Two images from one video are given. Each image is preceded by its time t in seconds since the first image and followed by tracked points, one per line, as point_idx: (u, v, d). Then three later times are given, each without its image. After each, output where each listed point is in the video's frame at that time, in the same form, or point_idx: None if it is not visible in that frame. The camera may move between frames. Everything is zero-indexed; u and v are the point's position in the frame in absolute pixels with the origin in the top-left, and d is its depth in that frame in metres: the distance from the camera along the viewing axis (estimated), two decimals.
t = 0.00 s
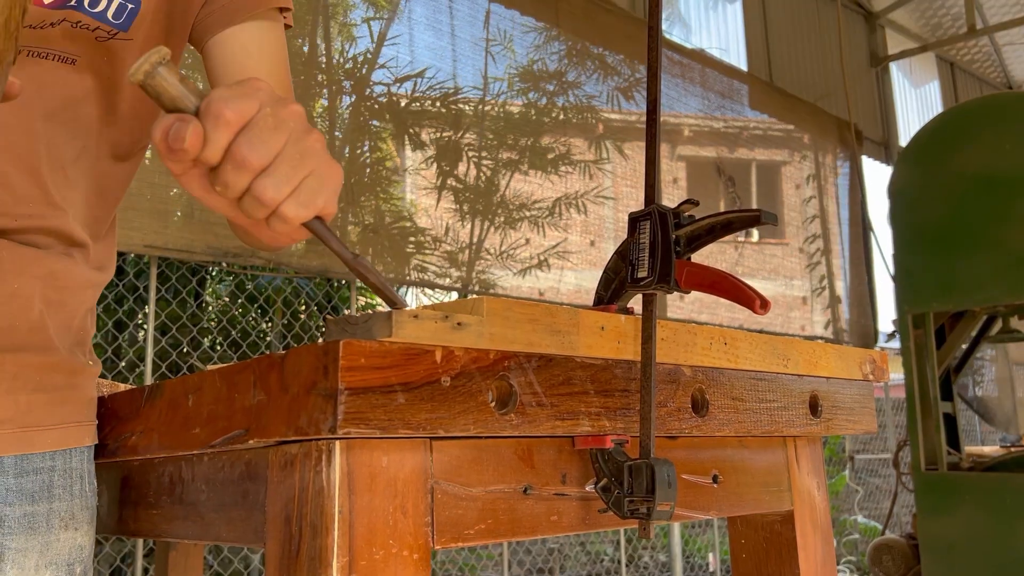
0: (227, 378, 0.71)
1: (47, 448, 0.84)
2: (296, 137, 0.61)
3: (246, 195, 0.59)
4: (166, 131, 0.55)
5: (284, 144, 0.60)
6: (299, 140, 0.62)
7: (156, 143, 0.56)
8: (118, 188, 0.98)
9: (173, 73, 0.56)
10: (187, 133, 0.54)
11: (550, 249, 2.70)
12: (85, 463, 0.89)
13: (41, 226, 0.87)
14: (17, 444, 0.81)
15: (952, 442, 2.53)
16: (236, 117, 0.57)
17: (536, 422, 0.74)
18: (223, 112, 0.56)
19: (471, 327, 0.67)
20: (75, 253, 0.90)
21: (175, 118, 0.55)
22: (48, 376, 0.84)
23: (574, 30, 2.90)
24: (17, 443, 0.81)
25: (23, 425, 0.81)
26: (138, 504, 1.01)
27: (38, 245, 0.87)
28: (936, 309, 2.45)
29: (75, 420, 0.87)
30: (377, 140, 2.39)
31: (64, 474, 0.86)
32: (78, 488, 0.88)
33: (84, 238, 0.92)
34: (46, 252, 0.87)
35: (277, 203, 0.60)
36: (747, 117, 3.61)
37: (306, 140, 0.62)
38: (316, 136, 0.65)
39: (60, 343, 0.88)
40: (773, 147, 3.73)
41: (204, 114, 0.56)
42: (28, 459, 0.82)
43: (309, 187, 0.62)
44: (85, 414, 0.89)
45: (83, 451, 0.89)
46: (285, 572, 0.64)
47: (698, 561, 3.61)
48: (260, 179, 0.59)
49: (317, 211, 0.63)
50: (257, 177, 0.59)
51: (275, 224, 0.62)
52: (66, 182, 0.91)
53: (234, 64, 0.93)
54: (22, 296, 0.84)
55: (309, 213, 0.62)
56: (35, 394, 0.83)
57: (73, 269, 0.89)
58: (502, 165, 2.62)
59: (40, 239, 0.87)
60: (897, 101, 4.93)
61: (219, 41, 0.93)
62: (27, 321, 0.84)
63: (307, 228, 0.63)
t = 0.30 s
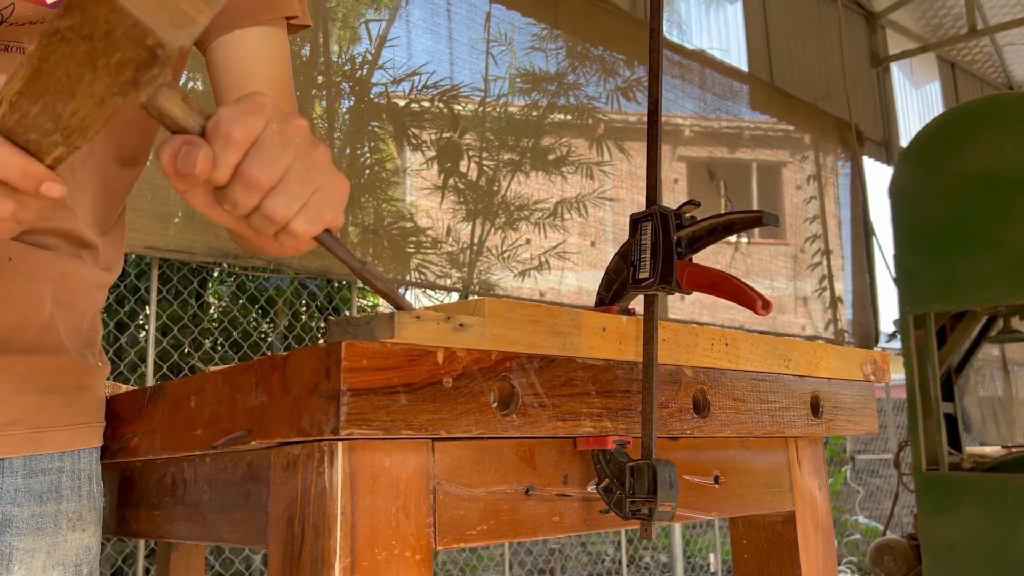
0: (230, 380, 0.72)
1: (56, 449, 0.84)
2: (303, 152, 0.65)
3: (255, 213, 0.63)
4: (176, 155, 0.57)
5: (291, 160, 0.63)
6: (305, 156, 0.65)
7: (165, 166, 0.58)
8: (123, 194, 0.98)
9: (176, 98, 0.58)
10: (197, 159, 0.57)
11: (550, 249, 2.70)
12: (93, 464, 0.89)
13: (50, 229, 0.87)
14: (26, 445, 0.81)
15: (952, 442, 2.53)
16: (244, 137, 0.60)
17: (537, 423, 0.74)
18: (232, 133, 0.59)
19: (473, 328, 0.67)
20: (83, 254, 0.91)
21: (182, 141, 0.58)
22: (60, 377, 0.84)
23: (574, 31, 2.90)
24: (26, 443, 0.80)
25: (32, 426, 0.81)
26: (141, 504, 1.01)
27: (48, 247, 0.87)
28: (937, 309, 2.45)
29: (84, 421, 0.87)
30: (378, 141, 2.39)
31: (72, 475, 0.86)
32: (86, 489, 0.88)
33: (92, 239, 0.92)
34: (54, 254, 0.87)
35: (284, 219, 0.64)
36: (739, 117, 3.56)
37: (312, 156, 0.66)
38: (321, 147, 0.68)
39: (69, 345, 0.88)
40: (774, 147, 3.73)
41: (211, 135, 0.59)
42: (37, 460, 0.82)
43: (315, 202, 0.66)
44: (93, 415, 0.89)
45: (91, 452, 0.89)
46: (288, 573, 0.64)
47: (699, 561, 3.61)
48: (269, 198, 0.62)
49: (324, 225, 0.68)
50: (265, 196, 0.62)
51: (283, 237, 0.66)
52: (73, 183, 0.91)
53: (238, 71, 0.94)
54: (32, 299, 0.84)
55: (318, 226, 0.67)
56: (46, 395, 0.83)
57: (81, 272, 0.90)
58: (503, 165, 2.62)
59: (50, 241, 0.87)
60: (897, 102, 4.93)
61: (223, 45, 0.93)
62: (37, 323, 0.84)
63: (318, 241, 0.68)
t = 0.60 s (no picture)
0: (232, 381, 0.72)
1: (48, 450, 0.84)
2: (315, 167, 0.65)
3: (272, 230, 0.63)
4: (191, 178, 0.58)
5: (305, 176, 0.63)
6: (318, 171, 0.65)
7: (180, 193, 0.59)
8: (116, 194, 0.99)
9: (186, 122, 0.59)
10: (214, 183, 0.57)
11: (551, 249, 2.69)
12: (85, 464, 0.89)
13: (44, 230, 0.87)
14: (18, 445, 0.81)
15: (954, 442, 2.53)
16: (258, 157, 0.60)
17: (539, 423, 0.74)
18: (246, 155, 0.60)
19: (474, 328, 0.67)
20: (76, 254, 0.91)
21: (197, 165, 0.58)
22: (51, 377, 0.85)
23: (574, 31, 2.90)
24: (17, 444, 0.81)
25: (24, 426, 0.81)
26: (142, 505, 1.01)
27: (39, 246, 0.87)
28: (939, 309, 2.44)
29: (77, 421, 0.88)
30: (379, 141, 2.39)
31: (64, 475, 0.86)
32: (79, 489, 0.88)
33: (85, 238, 0.92)
34: (45, 254, 0.87)
35: (301, 235, 0.64)
36: (740, 118, 3.55)
37: (325, 169, 0.66)
38: (332, 160, 0.68)
39: (60, 345, 0.88)
40: (775, 147, 3.73)
41: (225, 158, 0.60)
42: (28, 461, 0.82)
43: (330, 215, 0.66)
44: (86, 415, 0.89)
45: (85, 452, 0.89)
46: (290, 573, 0.64)
47: (701, 561, 3.61)
48: (285, 216, 0.62)
49: (341, 237, 0.68)
50: (281, 214, 0.62)
51: (301, 251, 0.67)
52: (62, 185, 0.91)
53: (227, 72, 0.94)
54: (21, 299, 0.84)
55: (336, 238, 0.67)
56: (38, 394, 0.83)
57: (74, 271, 0.90)
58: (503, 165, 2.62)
59: (41, 240, 0.88)
60: (899, 101, 4.93)
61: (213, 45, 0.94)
62: (28, 323, 0.84)
63: (334, 252, 0.68)
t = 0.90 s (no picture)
0: (232, 379, 0.72)
1: (38, 448, 0.84)
2: (368, 207, 0.64)
3: (335, 272, 0.62)
4: (261, 241, 0.56)
5: (360, 219, 0.62)
6: (370, 211, 0.64)
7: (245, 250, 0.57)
8: (109, 192, 0.99)
9: (248, 185, 0.57)
10: (285, 246, 0.56)
11: (552, 249, 2.69)
12: (77, 463, 0.89)
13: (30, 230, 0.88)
14: (8, 444, 0.81)
15: (956, 441, 2.53)
16: (318, 211, 0.59)
17: (540, 423, 0.74)
18: (308, 210, 0.59)
19: (474, 327, 0.67)
20: (66, 254, 0.91)
21: (265, 226, 0.57)
22: (41, 376, 0.85)
23: (574, 30, 2.89)
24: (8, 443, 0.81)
25: (13, 425, 0.82)
26: (143, 504, 1.01)
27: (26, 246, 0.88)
28: (940, 308, 2.44)
29: (66, 420, 0.87)
30: (380, 141, 2.39)
31: (55, 474, 0.86)
32: (71, 488, 0.88)
33: (77, 237, 0.92)
34: (34, 253, 0.87)
35: (363, 274, 0.63)
36: (742, 117, 3.55)
37: (375, 207, 0.65)
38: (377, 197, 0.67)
39: (52, 344, 0.88)
40: (776, 146, 3.72)
41: (289, 216, 0.58)
42: (18, 460, 0.82)
43: (386, 251, 0.65)
44: (79, 414, 0.90)
45: (76, 451, 0.89)
46: (290, 572, 0.64)
47: (702, 560, 3.60)
48: (348, 259, 0.61)
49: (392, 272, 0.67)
50: (343, 259, 0.61)
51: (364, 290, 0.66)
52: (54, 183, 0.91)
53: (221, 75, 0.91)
54: (8, 299, 0.84)
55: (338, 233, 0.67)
56: (28, 394, 0.83)
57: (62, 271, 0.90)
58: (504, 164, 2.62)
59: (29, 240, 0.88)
60: (901, 100, 4.92)
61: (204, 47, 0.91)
62: (16, 322, 0.85)
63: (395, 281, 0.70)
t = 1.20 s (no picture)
0: (234, 378, 0.71)
1: (46, 447, 0.84)
2: (270, 152, 0.63)
3: (223, 210, 0.61)
4: (147, 153, 0.57)
5: (259, 159, 0.62)
6: (272, 156, 0.64)
7: (137, 163, 0.58)
8: (108, 193, 0.98)
9: (150, 96, 0.58)
10: (166, 156, 0.56)
11: (553, 248, 2.69)
12: (83, 462, 0.89)
13: (36, 229, 0.87)
14: (16, 444, 0.81)
15: (959, 441, 2.53)
16: (211, 136, 0.58)
17: (541, 421, 0.74)
18: (197, 133, 0.58)
19: (477, 326, 0.67)
20: (72, 255, 0.91)
21: (154, 140, 0.58)
22: (49, 377, 0.85)
23: (575, 29, 2.89)
24: (14, 443, 0.81)
25: (21, 424, 0.81)
26: (145, 503, 1.01)
27: (35, 248, 0.87)
28: (943, 307, 2.44)
29: (74, 420, 0.87)
30: (382, 140, 2.39)
31: (62, 473, 0.86)
32: (77, 486, 0.88)
33: (80, 238, 0.92)
34: (41, 254, 0.87)
35: (251, 217, 0.62)
36: (743, 116, 3.54)
37: (280, 156, 0.64)
38: (289, 149, 0.67)
39: (59, 344, 0.88)
40: (778, 146, 3.72)
41: (181, 135, 0.58)
42: (27, 459, 0.82)
43: (282, 201, 0.64)
44: (85, 414, 0.90)
45: (82, 451, 0.89)
46: (292, 571, 0.64)
47: (704, 560, 3.60)
48: (236, 195, 0.61)
49: (294, 223, 0.66)
50: (233, 193, 0.61)
51: (252, 235, 0.64)
52: (60, 183, 0.91)
53: (218, 72, 0.96)
54: (17, 299, 0.84)
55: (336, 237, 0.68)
56: (36, 393, 0.83)
57: (70, 272, 0.90)
58: (506, 163, 2.62)
59: (37, 241, 0.88)
60: (903, 100, 4.91)
61: (203, 50, 0.97)
62: (26, 321, 0.84)
63: (285, 240, 0.65)
